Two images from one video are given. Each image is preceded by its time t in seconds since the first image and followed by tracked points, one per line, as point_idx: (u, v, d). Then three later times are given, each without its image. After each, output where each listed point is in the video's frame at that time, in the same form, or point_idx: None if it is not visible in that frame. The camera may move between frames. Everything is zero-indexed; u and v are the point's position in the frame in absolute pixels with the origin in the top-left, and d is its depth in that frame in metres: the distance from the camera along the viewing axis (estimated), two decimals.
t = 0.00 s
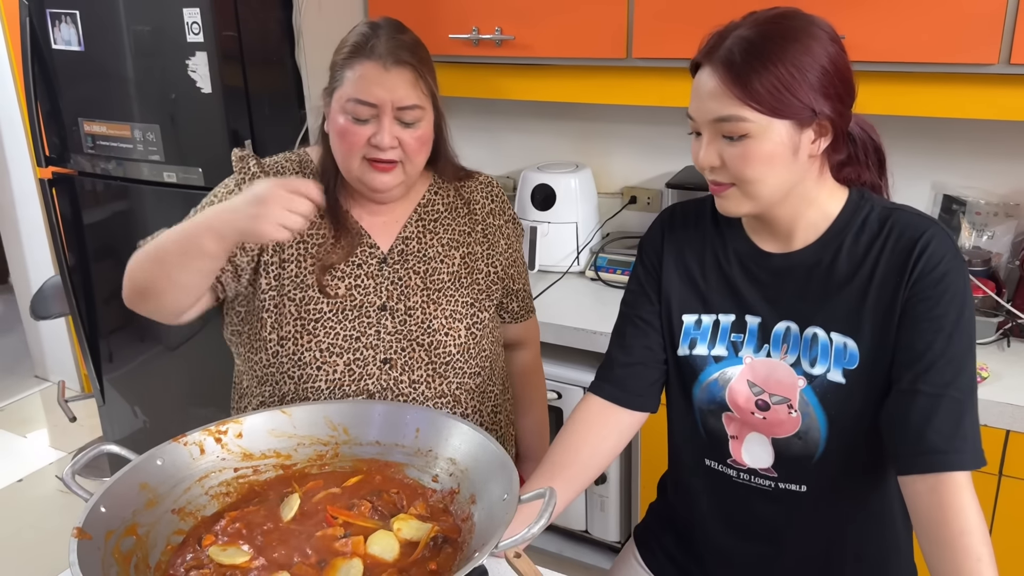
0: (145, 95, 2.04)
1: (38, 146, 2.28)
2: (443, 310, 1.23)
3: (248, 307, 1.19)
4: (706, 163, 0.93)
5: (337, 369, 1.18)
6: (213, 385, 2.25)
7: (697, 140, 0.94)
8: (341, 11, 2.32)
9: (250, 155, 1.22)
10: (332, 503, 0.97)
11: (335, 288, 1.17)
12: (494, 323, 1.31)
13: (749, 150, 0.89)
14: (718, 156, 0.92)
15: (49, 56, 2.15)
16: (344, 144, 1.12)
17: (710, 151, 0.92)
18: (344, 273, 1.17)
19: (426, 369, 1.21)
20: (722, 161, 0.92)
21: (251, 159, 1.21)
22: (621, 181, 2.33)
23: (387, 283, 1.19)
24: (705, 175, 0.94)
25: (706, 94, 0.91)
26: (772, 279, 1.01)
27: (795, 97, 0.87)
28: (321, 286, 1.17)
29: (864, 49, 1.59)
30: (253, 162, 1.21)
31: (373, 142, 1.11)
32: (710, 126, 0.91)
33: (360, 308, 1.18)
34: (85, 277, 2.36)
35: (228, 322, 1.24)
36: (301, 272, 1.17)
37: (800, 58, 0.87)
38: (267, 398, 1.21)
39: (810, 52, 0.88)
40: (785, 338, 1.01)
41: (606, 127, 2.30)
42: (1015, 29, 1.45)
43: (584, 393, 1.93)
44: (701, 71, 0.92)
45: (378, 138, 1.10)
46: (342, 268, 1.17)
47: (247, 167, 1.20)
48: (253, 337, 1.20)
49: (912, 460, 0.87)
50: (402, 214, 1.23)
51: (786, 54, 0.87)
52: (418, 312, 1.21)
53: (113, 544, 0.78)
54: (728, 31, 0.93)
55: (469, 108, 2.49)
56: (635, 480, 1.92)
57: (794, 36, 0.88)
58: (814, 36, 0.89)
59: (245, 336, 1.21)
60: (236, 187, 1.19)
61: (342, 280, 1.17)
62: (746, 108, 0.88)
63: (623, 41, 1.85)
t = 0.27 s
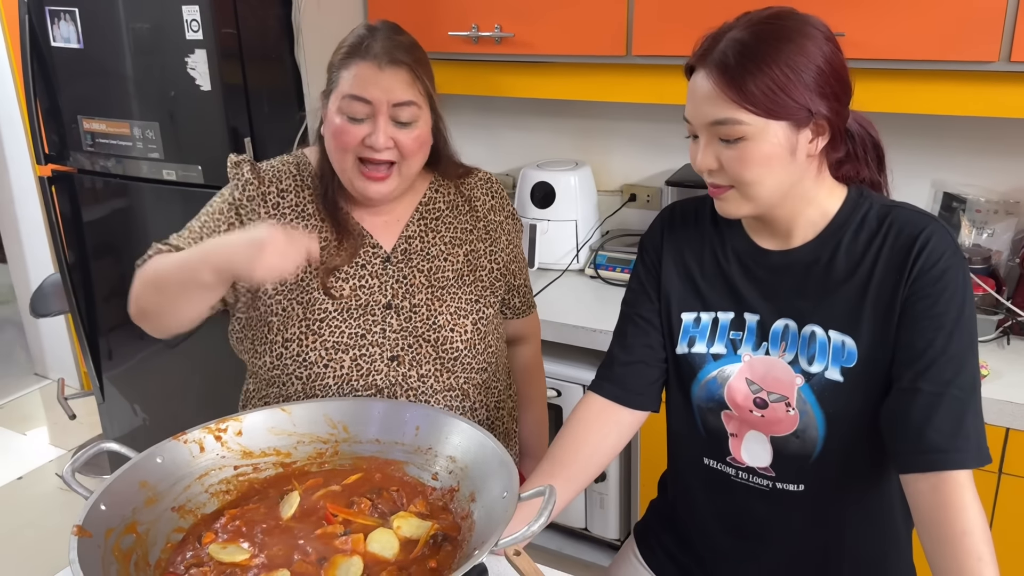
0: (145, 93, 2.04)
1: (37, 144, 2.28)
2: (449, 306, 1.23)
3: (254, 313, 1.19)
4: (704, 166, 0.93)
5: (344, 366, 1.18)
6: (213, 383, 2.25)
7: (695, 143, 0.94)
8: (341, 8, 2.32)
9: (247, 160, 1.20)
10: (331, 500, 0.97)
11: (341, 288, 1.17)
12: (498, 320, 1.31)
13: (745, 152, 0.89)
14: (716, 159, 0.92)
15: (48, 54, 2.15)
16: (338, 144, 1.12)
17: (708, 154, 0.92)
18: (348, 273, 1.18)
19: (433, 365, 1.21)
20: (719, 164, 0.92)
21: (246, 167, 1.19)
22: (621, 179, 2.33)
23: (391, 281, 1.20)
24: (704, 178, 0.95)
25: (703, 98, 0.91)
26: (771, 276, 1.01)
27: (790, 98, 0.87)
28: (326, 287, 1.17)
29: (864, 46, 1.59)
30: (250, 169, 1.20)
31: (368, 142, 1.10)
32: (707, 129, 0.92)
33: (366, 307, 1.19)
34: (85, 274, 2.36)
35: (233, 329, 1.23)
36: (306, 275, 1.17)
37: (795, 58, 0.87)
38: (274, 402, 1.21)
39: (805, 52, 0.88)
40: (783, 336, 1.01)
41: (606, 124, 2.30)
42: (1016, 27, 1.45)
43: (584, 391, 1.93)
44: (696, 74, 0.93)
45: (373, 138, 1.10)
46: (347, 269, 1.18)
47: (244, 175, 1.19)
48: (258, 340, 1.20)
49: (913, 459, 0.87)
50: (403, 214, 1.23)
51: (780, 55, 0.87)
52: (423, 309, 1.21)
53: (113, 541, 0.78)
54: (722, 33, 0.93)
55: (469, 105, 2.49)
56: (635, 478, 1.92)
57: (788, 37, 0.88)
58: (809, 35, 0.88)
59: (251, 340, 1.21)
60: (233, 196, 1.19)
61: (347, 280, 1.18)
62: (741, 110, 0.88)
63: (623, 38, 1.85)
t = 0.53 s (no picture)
0: (145, 90, 2.04)
1: (37, 142, 2.28)
2: (452, 303, 1.23)
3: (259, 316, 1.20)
4: (707, 169, 0.93)
5: (349, 365, 1.17)
6: (214, 380, 2.25)
7: (696, 145, 0.94)
8: (341, 6, 2.32)
9: (247, 167, 1.19)
10: (335, 498, 0.98)
11: (343, 286, 1.18)
12: (503, 316, 1.30)
13: (747, 155, 0.89)
14: (718, 162, 0.92)
15: (49, 51, 2.15)
16: (337, 143, 1.12)
17: (709, 157, 0.92)
18: (351, 271, 1.18)
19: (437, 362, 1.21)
20: (722, 167, 0.92)
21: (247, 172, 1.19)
22: (622, 177, 2.33)
23: (394, 278, 1.20)
24: (707, 181, 0.95)
25: (703, 102, 0.90)
26: (774, 274, 1.01)
27: (791, 99, 0.87)
28: (329, 285, 1.17)
29: (866, 44, 1.58)
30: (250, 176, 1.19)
31: (366, 140, 1.10)
32: (707, 132, 0.91)
33: (369, 304, 1.18)
34: (85, 272, 2.36)
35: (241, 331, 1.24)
36: (308, 275, 1.18)
37: (794, 60, 0.87)
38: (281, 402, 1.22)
39: (804, 53, 0.87)
40: (787, 334, 1.01)
41: (607, 122, 2.29)
42: (1019, 24, 1.45)
43: (586, 389, 1.93)
44: (695, 77, 0.92)
45: (370, 136, 1.10)
46: (349, 267, 1.18)
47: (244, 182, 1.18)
48: (262, 341, 1.20)
49: (916, 457, 0.87)
50: (405, 209, 1.23)
51: (778, 56, 0.87)
52: (426, 305, 1.21)
53: (115, 540, 0.78)
54: (719, 36, 0.93)
55: (470, 103, 2.49)
56: (636, 475, 1.92)
57: (787, 38, 0.87)
58: (807, 35, 0.88)
59: (257, 341, 1.21)
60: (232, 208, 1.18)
61: (350, 278, 1.18)
62: (742, 113, 0.88)
63: (624, 36, 1.84)
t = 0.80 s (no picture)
0: (143, 87, 2.03)
1: (35, 139, 2.27)
2: (450, 299, 1.22)
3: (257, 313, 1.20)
4: (708, 176, 0.93)
5: (346, 361, 1.17)
6: (212, 378, 2.24)
7: (696, 153, 0.94)
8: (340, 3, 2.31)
9: (246, 167, 1.19)
10: (336, 496, 0.97)
11: (341, 282, 1.17)
12: (502, 312, 1.30)
13: (748, 162, 0.89)
14: (719, 169, 0.91)
15: (46, 48, 2.14)
16: (335, 138, 1.12)
17: (710, 164, 0.92)
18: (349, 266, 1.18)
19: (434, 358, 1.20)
20: (723, 174, 0.92)
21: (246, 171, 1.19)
22: (621, 174, 2.33)
23: (392, 274, 1.19)
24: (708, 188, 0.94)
25: (700, 111, 0.90)
26: (776, 273, 1.01)
27: (790, 105, 0.87)
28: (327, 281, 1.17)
29: (866, 42, 1.58)
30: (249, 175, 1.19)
31: (361, 134, 1.10)
32: (707, 140, 0.91)
33: (366, 300, 1.18)
34: (83, 270, 2.35)
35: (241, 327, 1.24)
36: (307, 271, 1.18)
37: (790, 65, 0.87)
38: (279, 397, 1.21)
39: (800, 57, 0.87)
40: (788, 332, 1.01)
41: (606, 120, 2.29)
42: (1018, 22, 1.45)
43: (585, 386, 1.93)
44: (692, 85, 0.92)
45: (365, 130, 1.10)
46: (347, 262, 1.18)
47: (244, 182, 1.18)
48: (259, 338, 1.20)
49: (918, 454, 0.87)
50: (405, 206, 1.23)
51: (775, 62, 0.86)
52: (424, 301, 1.21)
53: (117, 537, 0.78)
54: (714, 42, 0.92)
55: (469, 101, 2.48)
56: (635, 473, 1.92)
57: (783, 43, 0.87)
58: (803, 39, 0.88)
59: (255, 339, 1.21)
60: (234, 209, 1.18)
61: (348, 273, 1.18)
62: (741, 121, 0.87)
63: (624, 33, 1.84)
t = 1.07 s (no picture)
0: (135, 86, 2.02)
1: (27, 137, 2.26)
2: (447, 297, 1.22)
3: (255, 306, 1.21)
4: (704, 166, 0.92)
5: (342, 358, 1.18)
6: (205, 376, 2.24)
7: (693, 142, 0.94)
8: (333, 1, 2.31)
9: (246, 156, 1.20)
10: (327, 495, 0.97)
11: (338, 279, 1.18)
12: (498, 310, 1.30)
13: (746, 151, 0.89)
14: (717, 158, 0.91)
15: (38, 46, 2.13)
16: (330, 133, 1.12)
17: (708, 153, 0.92)
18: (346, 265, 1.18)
19: (430, 357, 1.20)
20: (720, 163, 0.91)
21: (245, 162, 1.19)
22: (614, 174, 2.33)
23: (388, 272, 1.20)
24: (702, 178, 0.94)
25: (701, 96, 0.90)
26: (768, 273, 1.01)
27: (791, 94, 0.87)
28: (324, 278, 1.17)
29: (858, 42, 1.59)
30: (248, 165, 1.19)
31: (358, 128, 1.10)
32: (706, 128, 0.91)
33: (363, 298, 1.19)
34: (75, 268, 2.34)
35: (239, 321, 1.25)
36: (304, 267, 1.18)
37: (792, 55, 0.87)
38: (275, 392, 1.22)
39: (801, 48, 0.88)
40: (779, 332, 1.01)
41: (599, 119, 2.30)
42: (1009, 23, 1.46)
43: (578, 385, 1.93)
44: (693, 72, 0.92)
45: (361, 124, 1.10)
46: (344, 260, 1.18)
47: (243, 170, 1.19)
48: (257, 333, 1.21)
49: (908, 453, 0.88)
50: (401, 203, 1.23)
51: (777, 51, 0.87)
52: (420, 300, 1.21)
53: (108, 537, 0.78)
54: (716, 31, 0.93)
55: (463, 100, 2.48)
56: (628, 472, 1.92)
57: (784, 34, 0.88)
58: (804, 31, 0.88)
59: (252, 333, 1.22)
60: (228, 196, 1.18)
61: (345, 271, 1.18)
62: (743, 108, 0.87)
63: (617, 33, 1.85)
